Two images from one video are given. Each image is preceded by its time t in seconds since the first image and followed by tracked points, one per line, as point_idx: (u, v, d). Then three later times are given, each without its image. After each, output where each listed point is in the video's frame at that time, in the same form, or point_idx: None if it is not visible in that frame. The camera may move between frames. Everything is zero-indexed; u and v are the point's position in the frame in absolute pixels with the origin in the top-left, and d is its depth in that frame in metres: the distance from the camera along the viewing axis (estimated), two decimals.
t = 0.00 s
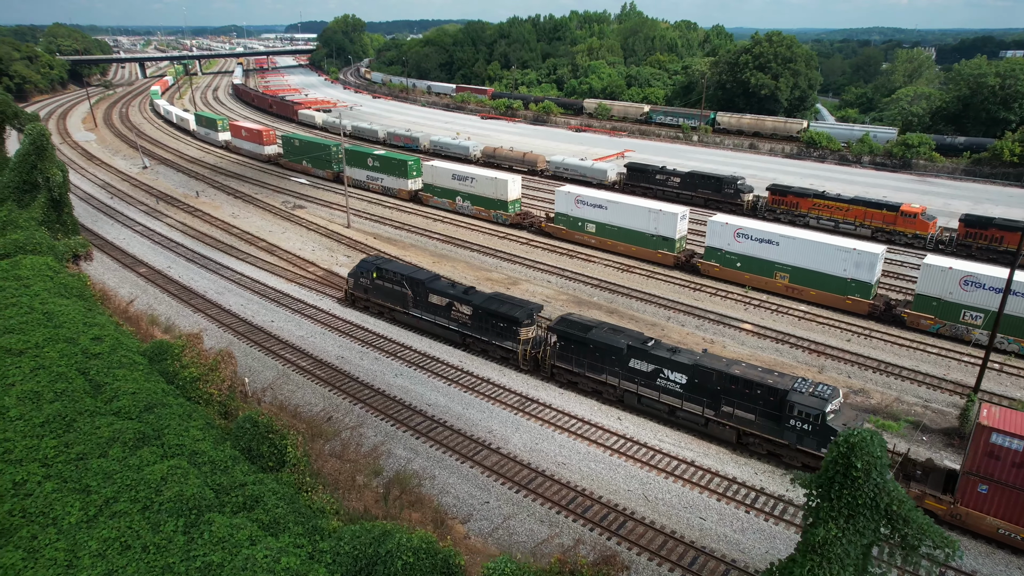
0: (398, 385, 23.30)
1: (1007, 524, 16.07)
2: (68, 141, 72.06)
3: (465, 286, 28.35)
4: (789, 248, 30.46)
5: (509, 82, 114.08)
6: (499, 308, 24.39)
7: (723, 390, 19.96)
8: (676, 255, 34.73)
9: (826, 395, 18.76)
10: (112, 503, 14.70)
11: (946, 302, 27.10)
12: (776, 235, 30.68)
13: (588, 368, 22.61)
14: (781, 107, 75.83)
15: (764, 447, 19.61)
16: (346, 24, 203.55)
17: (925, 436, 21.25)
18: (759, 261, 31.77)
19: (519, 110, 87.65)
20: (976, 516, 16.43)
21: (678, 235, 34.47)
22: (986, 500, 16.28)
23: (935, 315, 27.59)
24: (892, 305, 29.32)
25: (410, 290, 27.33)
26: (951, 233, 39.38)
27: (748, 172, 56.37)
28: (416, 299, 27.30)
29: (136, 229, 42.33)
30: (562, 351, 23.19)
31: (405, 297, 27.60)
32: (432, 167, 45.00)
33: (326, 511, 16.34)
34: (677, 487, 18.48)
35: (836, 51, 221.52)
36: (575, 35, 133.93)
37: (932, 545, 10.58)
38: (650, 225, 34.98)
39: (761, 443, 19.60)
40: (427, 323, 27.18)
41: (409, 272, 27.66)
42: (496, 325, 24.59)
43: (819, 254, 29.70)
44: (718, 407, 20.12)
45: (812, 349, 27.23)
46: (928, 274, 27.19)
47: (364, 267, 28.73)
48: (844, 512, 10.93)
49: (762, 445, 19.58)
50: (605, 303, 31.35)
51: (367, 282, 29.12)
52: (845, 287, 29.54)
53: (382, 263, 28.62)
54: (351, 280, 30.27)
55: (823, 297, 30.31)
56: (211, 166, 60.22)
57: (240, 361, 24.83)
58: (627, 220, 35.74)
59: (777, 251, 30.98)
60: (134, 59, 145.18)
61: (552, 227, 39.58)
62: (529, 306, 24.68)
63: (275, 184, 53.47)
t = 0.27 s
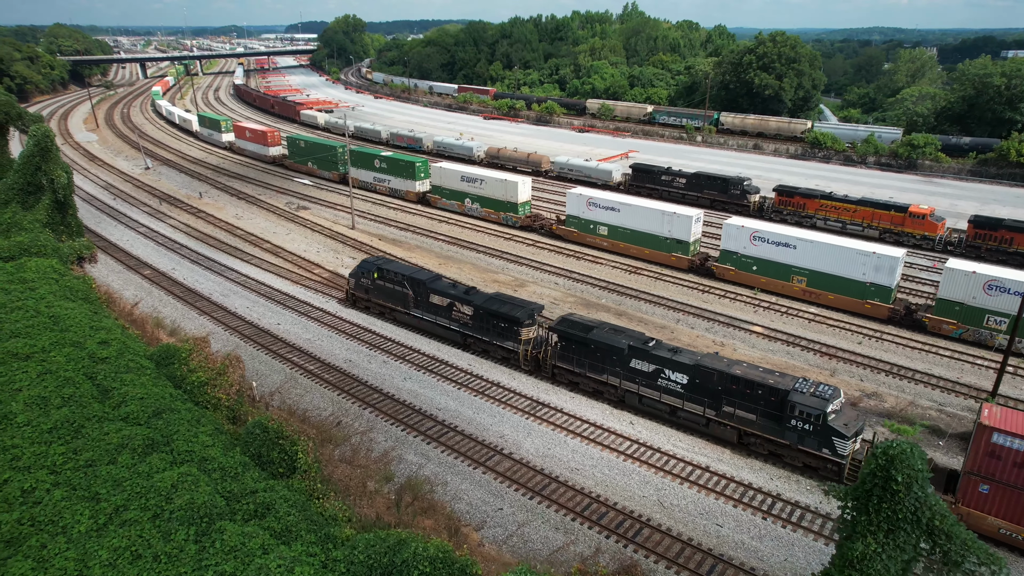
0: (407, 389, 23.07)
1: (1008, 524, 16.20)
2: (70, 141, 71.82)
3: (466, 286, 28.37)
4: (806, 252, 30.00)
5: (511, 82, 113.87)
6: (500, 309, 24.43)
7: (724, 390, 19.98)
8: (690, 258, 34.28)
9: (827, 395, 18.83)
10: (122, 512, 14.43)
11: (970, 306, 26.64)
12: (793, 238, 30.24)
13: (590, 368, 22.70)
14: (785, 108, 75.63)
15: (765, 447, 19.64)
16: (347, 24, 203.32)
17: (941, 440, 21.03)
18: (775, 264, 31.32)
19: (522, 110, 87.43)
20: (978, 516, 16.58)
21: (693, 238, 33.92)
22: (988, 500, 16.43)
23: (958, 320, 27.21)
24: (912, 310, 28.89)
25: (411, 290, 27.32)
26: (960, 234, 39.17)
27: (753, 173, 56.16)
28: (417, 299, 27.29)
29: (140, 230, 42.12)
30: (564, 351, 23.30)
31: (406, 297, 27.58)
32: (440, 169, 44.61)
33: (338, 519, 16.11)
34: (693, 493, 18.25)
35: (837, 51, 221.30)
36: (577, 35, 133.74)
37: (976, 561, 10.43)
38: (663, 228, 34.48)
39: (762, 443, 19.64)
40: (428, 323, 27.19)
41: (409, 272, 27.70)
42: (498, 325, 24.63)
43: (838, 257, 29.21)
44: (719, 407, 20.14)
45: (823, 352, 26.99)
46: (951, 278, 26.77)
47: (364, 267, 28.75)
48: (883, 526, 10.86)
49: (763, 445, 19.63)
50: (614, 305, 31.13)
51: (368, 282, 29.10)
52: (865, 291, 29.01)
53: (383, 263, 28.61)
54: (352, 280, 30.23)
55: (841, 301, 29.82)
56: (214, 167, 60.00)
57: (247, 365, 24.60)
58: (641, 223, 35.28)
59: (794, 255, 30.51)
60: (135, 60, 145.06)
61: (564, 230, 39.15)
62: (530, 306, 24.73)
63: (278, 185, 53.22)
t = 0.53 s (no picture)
0: (416, 393, 22.83)
1: (1009, 524, 16.44)
2: (71, 142, 71.54)
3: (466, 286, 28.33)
4: (824, 255, 29.52)
5: (513, 82, 113.60)
6: (500, 309, 24.40)
7: (724, 390, 19.96)
8: (703, 261, 33.80)
9: (827, 395, 18.77)
10: (130, 520, 14.14)
11: (993, 311, 26.35)
12: (810, 241, 29.77)
13: (590, 369, 22.67)
14: (789, 108, 75.37)
15: (765, 447, 19.62)
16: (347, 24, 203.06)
17: (956, 445, 20.80)
18: (792, 268, 30.85)
19: (524, 111, 87.15)
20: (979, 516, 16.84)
21: (707, 241, 33.39)
22: (988, 500, 16.65)
23: (981, 325, 26.85)
24: (934, 314, 28.50)
25: (412, 290, 27.31)
26: (968, 235, 38.92)
27: (758, 174, 55.92)
28: (418, 299, 27.27)
29: (143, 231, 41.87)
30: (564, 351, 23.27)
31: (406, 297, 27.58)
32: (448, 170, 44.11)
33: (349, 526, 15.85)
34: (707, 500, 18.00)
35: (838, 51, 220.92)
36: (579, 35, 133.48)
37: None
38: (677, 231, 33.99)
39: (762, 443, 19.62)
40: (429, 323, 27.18)
41: (410, 272, 27.69)
42: (498, 325, 24.60)
43: (856, 261, 28.72)
44: (720, 407, 20.13)
45: (834, 355, 26.74)
46: (974, 282, 26.48)
47: (365, 267, 28.73)
48: (924, 542, 11.07)
49: (763, 444, 19.61)
50: (622, 307, 30.89)
51: (368, 282, 29.08)
52: (884, 295, 28.51)
53: (383, 263, 28.56)
54: (352, 280, 30.20)
55: (860, 305, 29.32)
56: (216, 167, 59.75)
57: (254, 368, 24.35)
58: (654, 225, 34.79)
59: (811, 258, 30.04)
60: (136, 60, 144.83)
61: (575, 232, 38.70)
62: (530, 306, 24.72)
63: (281, 186, 52.97)
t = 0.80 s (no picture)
0: (423, 398, 22.56)
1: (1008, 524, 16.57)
2: (72, 143, 71.30)
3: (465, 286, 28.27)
4: (841, 259, 29.17)
5: (515, 83, 113.34)
6: (500, 309, 24.32)
7: (724, 390, 19.89)
8: (718, 264, 33.40)
9: (827, 396, 18.71)
10: (137, 529, 13.81)
11: (1017, 316, 25.88)
12: (827, 245, 29.43)
13: (589, 369, 22.57)
14: (792, 108, 75.15)
15: (765, 449, 19.52)
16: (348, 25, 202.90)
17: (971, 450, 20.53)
18: (808, 272, 30.49)
19: (526, 111, 86.86)
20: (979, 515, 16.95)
21: (720, 244, 33.03)
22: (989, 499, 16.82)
23: (1004, 330, 26.35)
24: (955, 319, 28.04)
25: (411, 290, 27.23)
26: (977, 237, 38.64)
27: (763, 174, 55.69)
28: (417, 300, 27.19)
29: (145, 233, 41.60)
30: (563, 352, 23.17)
31: (406, 298, 27.52)
32: (456, 172, 43.78)
33: (359, 535, 15.56)
34: (722, 507, 17.68)
35: (839, 51, 220.71)
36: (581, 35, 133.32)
37: None
38: (690, 234, 33.64)
39: (762, 444, 19.54)
40: (428, 324, 27.11)
41: (409, 272, 27.60)
42: (498, 326, 24.50)
43: (875, 265, 28.36)
44: (719, 408, 20.05)
45: (845, 358, 26.45)
46: (998, 287, 25.95)
47: (364, 268, 28.64)
48: (966, 562, 10.84)
49: (762, 445, 19.54)
50: (629, 310, 30.62)
51: (367, 283, 29.04)
52: (904, 300, 28.15)
53: (382, 263, 28.49)
54: (350, 281, 30.17)
55: (878, 309, 28.92)
56: (218, 168, 59.49)
57: (259, 372, 24.06)
58: (667, 228, 34.39)
59: (829, 262, 29.70)
60: (137, 61, 144.58)
61: (586, 235, 38.30)
62: (529, 307, 24.67)
63: (284, 186, 52.71)
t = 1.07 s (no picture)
0: (430, 402, 22.27)
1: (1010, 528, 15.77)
2: (72, 143, 71.02)
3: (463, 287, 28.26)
4: (859, 262, 28.66)
5: (516, 83, 113.05)
6: (499, 309, 24.33)
7: (722, 391, 19.82)
8: (731, 268, 32.95)
9: (826, 396, 18.62)
10: (142, 540, 13.49)
11: None
12: (844, 248, 28.93)
13: (588, 370, 22.53)
14: (796, 108, 74.86)
15: (764, 449, 19.48)
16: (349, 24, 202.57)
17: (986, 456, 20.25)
18: (825, 275, 30.02)
19: (528, 111, 86.56)
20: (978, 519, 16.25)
21: (735, 247, 32.60)
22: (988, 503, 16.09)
23: None
24: (977, 324, 27.43)
25: (409, 291, 27.21)
26: (985, 238, 38.34)
27: (767, 175, 55.39)
28: (415, 300, 27.14)
29: (147, 234, 41.31)
30: (562, 352, 23.14)
31: (404, 298, 27.49)
32: (463, 174, 43.36)
33: (367, 545, 15.24)
34: (736, 514, 17.38)
35: (840, 51, 220.40)
36: (582, 35, 133.01)
37: None
38: (704, 237, 33.17)
39: (760, 445, 19.49)
40: (426, 325, 27.08)
41: (408, 272, 27.60)
42: (496, 326, 24.47)
43: (893, 269, 27.85)
44: (718, 408, 19.98)
45: (855, 361, 26.15)
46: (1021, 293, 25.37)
47: (362, 268, 28.59)
48: None
49: (761, 446, 19.49)
50: (636, 312, 30.33)
51: (365, 283, 29.07)
52: (923, 305, 27.67)
53: (381, 264, 28.49)
54: (349, 281, 30.10)
55: (897, 314, 28.41)
56: (220, 169, 59.23)
57: (263, 377, 23.77)
58: (679, 231, 33.94)
59: (845, 265, 29.24)
60: (137, 61, 144.27)
61: (596, 237, 37.83)
62: (528, 307, 24.67)
63: (286, 187, 52.45)
